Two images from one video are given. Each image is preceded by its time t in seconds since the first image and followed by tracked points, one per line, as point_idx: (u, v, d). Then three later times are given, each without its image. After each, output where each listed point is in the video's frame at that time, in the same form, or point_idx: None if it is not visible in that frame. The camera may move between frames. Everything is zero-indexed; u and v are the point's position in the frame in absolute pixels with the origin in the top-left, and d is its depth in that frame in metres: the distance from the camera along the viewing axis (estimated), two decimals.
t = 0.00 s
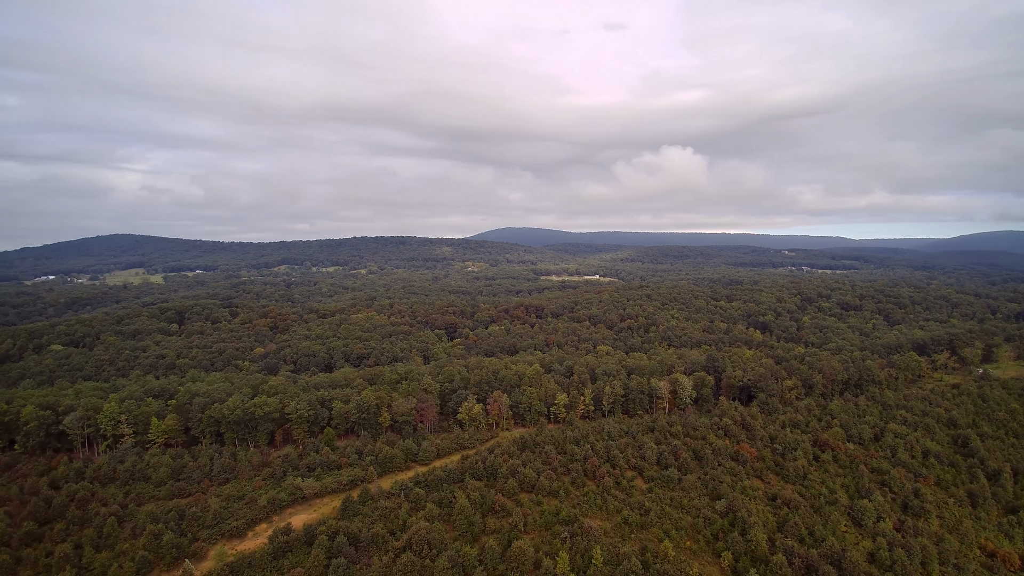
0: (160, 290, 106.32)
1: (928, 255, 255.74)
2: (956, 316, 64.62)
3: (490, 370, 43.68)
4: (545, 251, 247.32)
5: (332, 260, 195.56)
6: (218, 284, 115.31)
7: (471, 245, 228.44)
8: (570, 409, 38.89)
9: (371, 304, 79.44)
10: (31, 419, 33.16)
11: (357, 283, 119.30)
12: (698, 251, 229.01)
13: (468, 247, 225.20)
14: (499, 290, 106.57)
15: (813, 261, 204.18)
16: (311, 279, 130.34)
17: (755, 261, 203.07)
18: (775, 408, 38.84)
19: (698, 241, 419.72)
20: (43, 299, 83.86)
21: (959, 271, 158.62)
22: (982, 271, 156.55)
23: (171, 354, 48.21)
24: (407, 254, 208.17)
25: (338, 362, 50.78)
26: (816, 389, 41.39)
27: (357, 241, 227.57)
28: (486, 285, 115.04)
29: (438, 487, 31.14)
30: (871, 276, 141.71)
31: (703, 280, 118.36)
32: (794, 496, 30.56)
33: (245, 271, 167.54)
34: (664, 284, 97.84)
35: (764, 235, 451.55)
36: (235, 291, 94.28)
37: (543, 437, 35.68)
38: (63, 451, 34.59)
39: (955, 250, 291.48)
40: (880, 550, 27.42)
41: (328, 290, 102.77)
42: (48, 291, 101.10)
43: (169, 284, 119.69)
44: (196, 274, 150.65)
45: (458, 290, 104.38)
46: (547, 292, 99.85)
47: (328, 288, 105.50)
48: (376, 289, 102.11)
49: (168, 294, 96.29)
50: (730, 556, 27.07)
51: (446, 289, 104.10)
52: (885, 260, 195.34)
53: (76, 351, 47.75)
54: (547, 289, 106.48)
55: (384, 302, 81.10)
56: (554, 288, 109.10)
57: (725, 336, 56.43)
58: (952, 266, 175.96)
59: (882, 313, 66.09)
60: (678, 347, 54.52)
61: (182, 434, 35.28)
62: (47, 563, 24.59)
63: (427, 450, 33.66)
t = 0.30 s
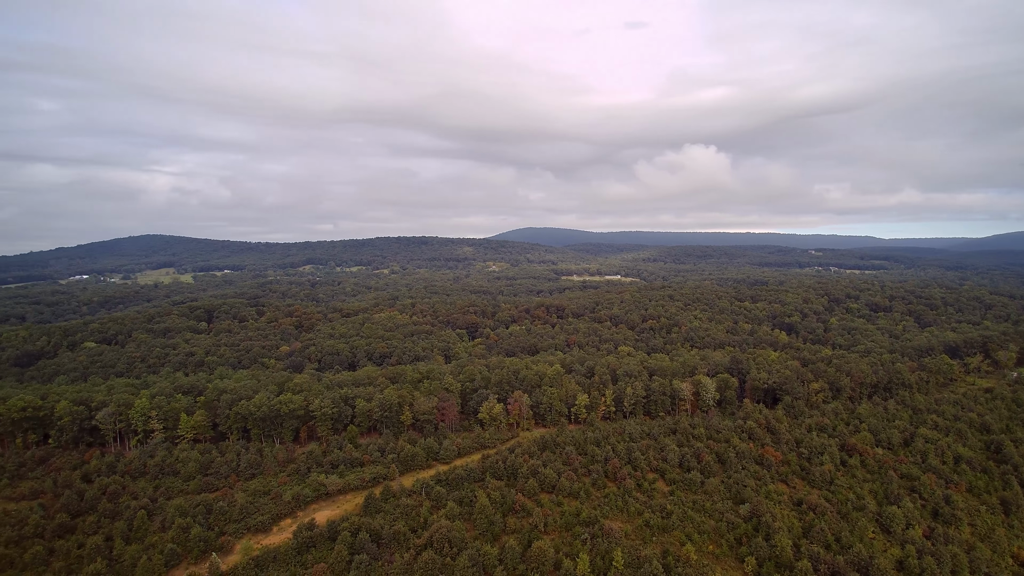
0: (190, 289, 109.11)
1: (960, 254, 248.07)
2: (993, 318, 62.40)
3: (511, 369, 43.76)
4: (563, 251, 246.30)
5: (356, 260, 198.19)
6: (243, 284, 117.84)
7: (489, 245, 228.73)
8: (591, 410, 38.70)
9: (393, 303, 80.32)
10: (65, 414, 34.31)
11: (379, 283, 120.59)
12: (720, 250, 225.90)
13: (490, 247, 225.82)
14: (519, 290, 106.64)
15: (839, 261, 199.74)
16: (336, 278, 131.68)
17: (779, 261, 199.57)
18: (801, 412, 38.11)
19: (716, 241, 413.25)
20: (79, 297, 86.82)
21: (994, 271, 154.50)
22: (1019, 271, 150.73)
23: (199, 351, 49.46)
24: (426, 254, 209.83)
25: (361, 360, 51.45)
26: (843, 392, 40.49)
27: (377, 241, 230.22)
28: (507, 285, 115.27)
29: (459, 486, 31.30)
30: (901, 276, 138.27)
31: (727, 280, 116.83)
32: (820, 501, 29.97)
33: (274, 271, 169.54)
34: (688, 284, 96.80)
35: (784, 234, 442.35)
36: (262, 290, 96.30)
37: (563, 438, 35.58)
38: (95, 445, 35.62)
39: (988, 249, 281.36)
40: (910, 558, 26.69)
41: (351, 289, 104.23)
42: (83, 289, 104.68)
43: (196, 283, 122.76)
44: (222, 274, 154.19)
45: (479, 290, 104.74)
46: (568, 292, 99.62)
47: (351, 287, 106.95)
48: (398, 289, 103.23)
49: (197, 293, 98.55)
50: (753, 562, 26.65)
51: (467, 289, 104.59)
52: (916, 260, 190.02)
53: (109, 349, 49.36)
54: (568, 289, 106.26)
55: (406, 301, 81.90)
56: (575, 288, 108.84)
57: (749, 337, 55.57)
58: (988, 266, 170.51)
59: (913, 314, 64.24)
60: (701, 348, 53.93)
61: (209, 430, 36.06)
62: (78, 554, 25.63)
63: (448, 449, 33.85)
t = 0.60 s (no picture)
0: (217, 288, 111.90)
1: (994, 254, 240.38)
2: None
3: (532, 369, 43.80)
4: (582, 251, 244.95)
5: (376, 260, 200.54)
6: (267, 283, 120.04)
7: (506, 245, 228.73)
8: (612, 411, 38.47)
9: (414, 302, 81.09)
10: (98, 409, 35.41)
11: (402, 282, 121.68)
12: (743, 250, 222.59)
13: (511, 247, 226.42)
14: (540, 290, 106.63)
15: (867, 261, 195.19)
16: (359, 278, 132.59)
17: (805, 261, 195.98)
18: (827, 415, 37.34)
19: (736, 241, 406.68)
20: (113, 295, 89.61)
21: None
22: None
23: (226, 349, 50.58)
24: (445, 254, 211.35)
25: (384, 359, 52.03)
26: (871, 396, 39.56)
27: (396, 241, 232.67)
28: (527, 285, 115.42)
29: (479, 485, 31.42)
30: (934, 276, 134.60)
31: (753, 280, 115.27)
32: (847, 507, 29.35)
33: (301, 271, 171.54)
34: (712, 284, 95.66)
35: (806, 234, 433.48)
36: (287, 289, 98.26)
37: (584, 439, 35.44)
38: (126, 440, 36.63)
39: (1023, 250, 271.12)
40: (940, 566, 25.93)
41: (374, 288, 105.55)
42: (116, 288, 108.17)
43: (222, 283, 125.57)
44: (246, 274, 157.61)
45: (499, 290, 105.02)
46: (590, 292, 99.26)
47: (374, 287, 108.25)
48: (420, 289, 104.22)
49: (225, 292, 100.66)
50: (778, 567, 26.14)
51: (488, 289, 104.99)
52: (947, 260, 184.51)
53: (140, 346, 50.88)
54: (589, 289, 105.91)
55: (428, 301, 82.59)
56: (596, 288, 108.49)
57: (774, 339, 54.62)
58: None
59: (945, 316, 62.36)
60: (724, 349, 53.23)
61: (236, 426, 36.80)
62: (108, 546, 26.42)
63: (469, 448, 33.99)
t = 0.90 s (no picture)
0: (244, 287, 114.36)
1: None
2: None
3: (552, 370, 43.79)
4: (608, 252, 243.84)
5: (397, 260, 202.53)
6: (290, 283, 122.26)
7: (525, 245, 228.55)
8: (633, 412, 38.22)
9: (435, 302, 81.72)
10: (129, 405, 36.52)
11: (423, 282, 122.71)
12: (767, 250, 218.73)
13: (532, 247, 226.41)
14: (561, 290, 106.44)
15: (897, 261, 189.90)
16: (381, 278, 132.72)
17: (832, 261, 191.77)
18: (854, 419, 36.51)
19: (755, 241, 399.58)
20: (145, 294, 92.51)
21: None
22: None
23: (252, 347, 51.68)
24: (465, 254, 212.50)
25: (405, 358, 52.57)
26: (901, 399, 38.52)
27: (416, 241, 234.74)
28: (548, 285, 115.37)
29: (499, 484, 31.52)
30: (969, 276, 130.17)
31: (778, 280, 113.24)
32: (874, 513, 28.67)
33: (320, 271, 174.64)
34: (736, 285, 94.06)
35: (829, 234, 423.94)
36: (312, 289, 100.11)
37: (604, 440, 35.28)
38: (155, 435, 37.67)
39: None
40: None
41: (396, 288, 106.69)
42: (146, 287, 111.61)
43: (247, 283, 128.31)
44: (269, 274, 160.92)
45: (520, 290, 105.11)
46: (611, 292, 98.67)
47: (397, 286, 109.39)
48: (441, 289, 105.02)
49: (251, 292, 102.94)
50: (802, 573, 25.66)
51: (508, 289, 105.18)
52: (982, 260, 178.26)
53: (168, 344, 52.36)
54: (610, 290, 105.38)
55: (449, 300, 83.13)
56: (618, 288, 107.94)
57: (799, 340, 53.59)
58: None
59: (978, 318, 60.32)
60: (747, 351, 52.46)
61: (261, 423, 37.53)
62: (137, 539, 27.25)
63: (489, 447, 34.11)
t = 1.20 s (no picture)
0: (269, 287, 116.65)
1: None
2: None
3: (572, 370, 43.72)
4: (627, 251, 242.30)
5: (418, 260, 204.34)
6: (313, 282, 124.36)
7: (542, 245, 228.22)
8: (654, 413, 37.93)
9: (455, 302, 82.21)
10: (158, 402, 37.55)
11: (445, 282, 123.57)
12: (791, 250, 214.74)
13: (553, 247, 226.16)
14: (581, 290, 106.06)
15: (928, 261, 184.37)
16: (403, 278, 133.18)
17: (859, 262, 187.31)
18: (882, 423, 35.64)
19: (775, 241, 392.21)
20: (174, 293, 95.14)
21: None
22: None
23: (277, 346, 52.72)
24: (483, 254, 213.40)
25: (426, 358, 52.99)
26: (931, 403, 37.47)
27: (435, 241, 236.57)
28: (569, 285, 115.18)
29: (519, 484, 31.56)
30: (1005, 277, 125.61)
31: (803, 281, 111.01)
32: (902, 520, 27.94)
33: (346, 271, 176.11)
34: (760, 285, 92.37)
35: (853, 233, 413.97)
36: (335, 289, 101.63)
37: (624, 441, 35.07)
38: (184, 431, 38.63)
39: None
40: None
41: (417, 288, 107.69)
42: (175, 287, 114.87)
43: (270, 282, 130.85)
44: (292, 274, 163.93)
45: (540, 290, 105.04)
46: (633, 292, 97.94)
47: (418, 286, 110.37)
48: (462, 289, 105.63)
49: (276, 291, 105.02)
50: None
51: (529, 289, 105.23)
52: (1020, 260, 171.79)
53: (196, 341, 53.72)
54: (631, 290, 104.65)
55: (469, 300, 83.56)
56: (640, 289, 107.23)
57: (825, 342, 52.49)
58: None
59: (1015, 320, 58.20)
60: (771, 353, 51.61)
61: (286, 420, 38.20)
62: (165, 532, 27.95)
63: (509, 447, 34.18)
